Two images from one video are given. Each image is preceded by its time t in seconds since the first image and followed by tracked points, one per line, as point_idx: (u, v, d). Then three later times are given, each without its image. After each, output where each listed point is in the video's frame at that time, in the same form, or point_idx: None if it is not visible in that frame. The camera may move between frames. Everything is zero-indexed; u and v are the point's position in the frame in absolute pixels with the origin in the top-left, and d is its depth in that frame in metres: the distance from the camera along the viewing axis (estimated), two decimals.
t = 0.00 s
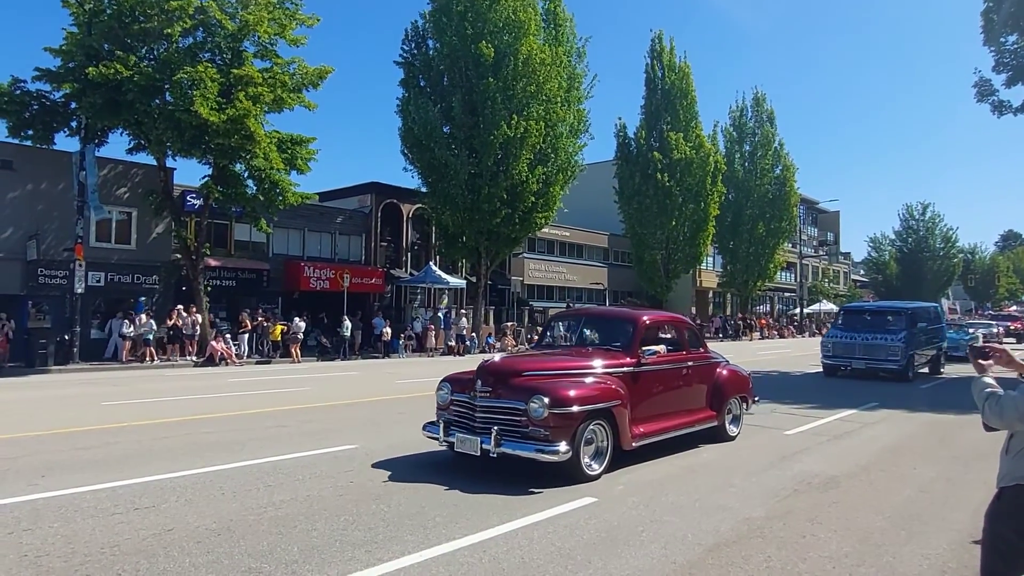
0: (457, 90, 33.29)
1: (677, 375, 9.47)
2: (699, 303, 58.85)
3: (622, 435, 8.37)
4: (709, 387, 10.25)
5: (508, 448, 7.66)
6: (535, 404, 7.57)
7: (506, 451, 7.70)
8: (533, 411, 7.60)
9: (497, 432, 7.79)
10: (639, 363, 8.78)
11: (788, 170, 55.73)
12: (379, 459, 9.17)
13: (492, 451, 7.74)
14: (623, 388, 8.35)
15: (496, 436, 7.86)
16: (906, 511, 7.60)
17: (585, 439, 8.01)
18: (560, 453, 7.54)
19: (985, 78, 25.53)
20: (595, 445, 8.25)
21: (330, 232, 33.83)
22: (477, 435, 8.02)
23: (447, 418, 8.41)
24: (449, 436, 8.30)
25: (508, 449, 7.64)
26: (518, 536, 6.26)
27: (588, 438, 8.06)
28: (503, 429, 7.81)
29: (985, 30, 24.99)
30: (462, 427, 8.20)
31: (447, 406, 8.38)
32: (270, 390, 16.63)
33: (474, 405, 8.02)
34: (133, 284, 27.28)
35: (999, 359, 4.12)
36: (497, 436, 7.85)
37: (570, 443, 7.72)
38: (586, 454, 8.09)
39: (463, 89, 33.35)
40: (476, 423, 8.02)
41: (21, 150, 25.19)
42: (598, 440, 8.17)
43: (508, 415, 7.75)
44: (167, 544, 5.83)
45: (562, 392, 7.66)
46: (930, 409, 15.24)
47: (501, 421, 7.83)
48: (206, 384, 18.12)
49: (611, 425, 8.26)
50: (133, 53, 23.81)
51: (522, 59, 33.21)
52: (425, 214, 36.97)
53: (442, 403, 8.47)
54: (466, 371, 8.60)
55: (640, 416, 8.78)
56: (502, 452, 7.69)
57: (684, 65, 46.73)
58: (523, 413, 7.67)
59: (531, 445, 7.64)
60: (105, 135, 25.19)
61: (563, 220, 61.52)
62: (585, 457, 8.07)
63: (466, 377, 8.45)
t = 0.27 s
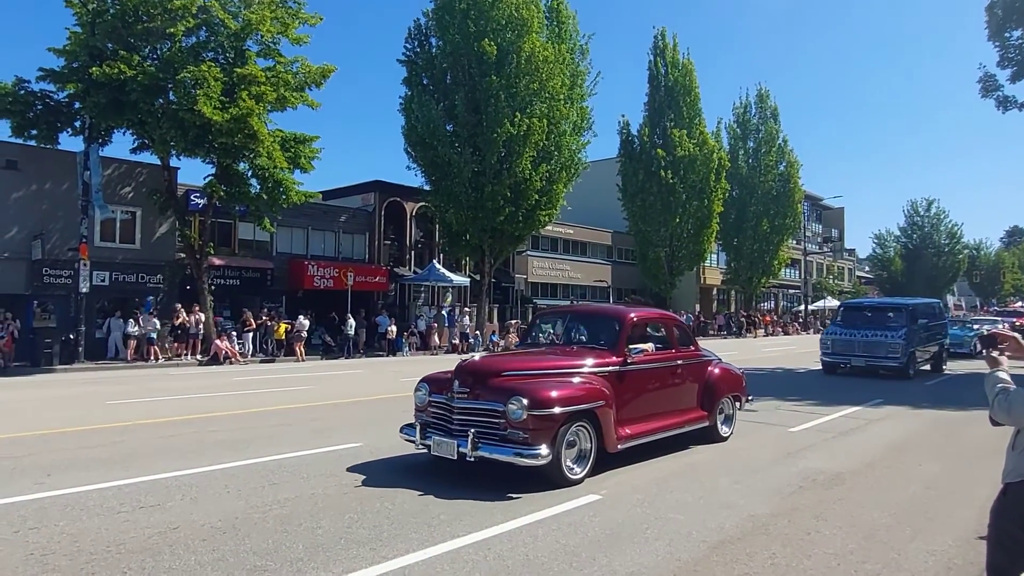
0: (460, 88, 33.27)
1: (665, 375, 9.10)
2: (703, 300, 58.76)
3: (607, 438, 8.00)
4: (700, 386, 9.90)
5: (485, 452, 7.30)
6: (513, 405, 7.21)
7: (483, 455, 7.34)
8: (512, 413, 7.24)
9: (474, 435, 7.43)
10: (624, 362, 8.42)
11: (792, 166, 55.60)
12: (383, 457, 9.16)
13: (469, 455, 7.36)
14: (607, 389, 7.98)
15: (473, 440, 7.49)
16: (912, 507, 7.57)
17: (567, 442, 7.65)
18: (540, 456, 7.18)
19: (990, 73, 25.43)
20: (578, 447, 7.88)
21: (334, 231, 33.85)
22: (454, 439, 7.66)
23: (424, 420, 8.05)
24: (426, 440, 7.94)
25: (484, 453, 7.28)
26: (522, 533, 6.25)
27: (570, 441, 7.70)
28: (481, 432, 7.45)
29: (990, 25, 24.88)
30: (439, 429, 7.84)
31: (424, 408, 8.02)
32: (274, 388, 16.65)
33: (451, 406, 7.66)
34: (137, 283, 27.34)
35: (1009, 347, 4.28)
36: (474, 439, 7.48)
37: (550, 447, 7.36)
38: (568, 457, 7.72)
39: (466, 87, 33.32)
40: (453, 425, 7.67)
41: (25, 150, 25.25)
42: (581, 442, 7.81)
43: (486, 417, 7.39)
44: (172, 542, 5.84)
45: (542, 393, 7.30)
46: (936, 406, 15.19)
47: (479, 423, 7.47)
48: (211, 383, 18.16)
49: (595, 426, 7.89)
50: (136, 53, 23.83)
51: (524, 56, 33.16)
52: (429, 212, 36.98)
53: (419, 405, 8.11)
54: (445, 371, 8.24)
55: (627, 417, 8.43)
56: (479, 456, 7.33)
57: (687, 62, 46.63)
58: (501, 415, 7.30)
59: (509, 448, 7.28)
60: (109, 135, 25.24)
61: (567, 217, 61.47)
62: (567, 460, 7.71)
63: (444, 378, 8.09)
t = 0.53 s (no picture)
0: (463, 86, 33.25)
1: (655, 373, 8.82)
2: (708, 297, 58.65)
3: (593, 439, 7.73)
4: (691, 385, 9.61)
5: (463, 455, 7.03)
6: (493, 406, 6.94)
7: (462, 458, 7.05)
8: (492, 414, 6.98)
9: (452, 437, 7.16)
10: (612, 361, 8.14)
11: (797, 162, 55.42)
12: (387, 455, 9.17)
13: (447, 458, 7.08)
14: (593, 389, 7.71)
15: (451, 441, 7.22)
16: (918, 503, 7.54)
17: (549, 444, 7.39)
18: (521, 459, 6.93)
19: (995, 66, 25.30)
20: (562, 449, 7.62)
21: (338, 230, 33.90)
22: (432, 440, 7.39)
23: (403, 422, 7.78)
24: (404, 441, 7.67)
25: (463, 455, 7.01)
26: (527, 530, 6.26)
27: (553, 443, 7.43)
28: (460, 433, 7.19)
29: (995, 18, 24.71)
30: (418, 431, 7.57)
31: (403, 408, 7.77)
32: (279, 387, 16.68)
33: (430, 406, 7.40)
34: (142, 283, 27.39)
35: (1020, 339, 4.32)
36: (453, 441, 7.21)
37: (532, 449, 7.09)
38: (550, 460, 7.45)
39: (469, 84, 33.28)
40: (432, 427, 7.41)
41: (29, 151, 25.31)
42: (565, 444, 7.55)
43: (466, 417, 7.13)
44: (179, 540, 5.86)
45: (523, 393, 7.04)
46: (941, 401, 15.14)
47: (459, 424, 7.20)
48: (217, 381, 18.23)
49: (580, 428, 7.63)
50: (140, 53, 23.88)
51: (527, 53, 33.10)
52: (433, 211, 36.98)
53: (399, 406, 7.85)
54: (426, 371, 7.97)
55: (614, 417, 8.18)
56: (457, 459, 7.05)
57: (690, 58, 46.50)
58: (482, 415, 7.03)
59: (489, 450, 7.00)
60: (113, 135, 25.29)
61: (570, 215, 61.42)
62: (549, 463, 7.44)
63: (425, 377, 7.82)
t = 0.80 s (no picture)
0: (470, 83, 33.21)
1: (647, 372, 8.53)
2: (716, 292, 58.47)
3: (580, 441, 7.45)
4: (685, 384, 9.32)
5: (444, 458, 6.76)
6: (474, 407, 6.67)
7: (443, 461, 6.79)
8: (473, 415, 6.71)
9: (433, 439, 6.90)
10: (601, 359, 7.86)
11: (806, 156, 55.14)
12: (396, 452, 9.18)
13: (426, 461, 6.82)
14: (580, 389, 7.44)
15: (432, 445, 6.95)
16: (928, 499, 7.50)
17: (535, 446, 7.12)
18: (504, 462, 6.66)
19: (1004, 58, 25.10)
20: (548, 451, 7.34)
21: (345, 228, 33.97)
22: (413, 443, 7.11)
23: (383, 423, 7.51)
24: (384, 444, 7.40)
25: (443, 459, 6.75)
26: (536, 527, 6.25)
27: (539, 445, 7.16)
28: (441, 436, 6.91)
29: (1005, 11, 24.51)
30: (398, 433, 7.30)
31: (385, 409, 7.49)
32: (287, 385, 16.74)
33: (411, 407, 7.13)
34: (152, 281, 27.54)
35: None
36: (433, 444, 6.94)
37: (515, 452, 6.83)
38: (536, 462, 7.18)
39: (476, 81, 33.25)
40: (412, 429, 7.13)
41: (39, 151, 25.46)
42: (550, 446, 7.29)
43: (447, 419, 6.86)
44: (190, 537, 5.89)
45: (506, 394, 6.78)
46: (951, 397, 15.04)
47: (440, 426, 6.93)
48: (227, 379, 18.32)
49: (566, 429, 7.36)
50: (148, 53, 23.96)
51: (534, 50, 33.06)
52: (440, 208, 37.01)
53: (380, 407, 7.58)
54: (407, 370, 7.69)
55: (605, 417, 7.91)
56: (437, 463, 6.78)
57: (697, 53, 46.31)
58: (463, 416, 6.77)
59: (470, 454, 6.73)
60: (122, 134, 25.41)
61: (578, 211, 61.35)
62: (534, 465, 7.17)
63: (407, 377, 7.56)
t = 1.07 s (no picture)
0: (477, 80, 33.18)
1: (639, 370, 8.25)
2: (726, 288, 58.25)
3: (567, 442, 7.16)
4: (680, 382, 9.03)
5: (422, 462, 6.49)
6: (453, 408, 6.41)
7: (422, 465, 6.52)
8: (452, 417, 6.44)
9: (411, 442, 6.63)
10: (590, 358, 7.61)
11: (815, 150, 54.81)
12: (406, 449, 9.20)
13: (405, 465, 6.57)
14: (568, 388, 7.17)
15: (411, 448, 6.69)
16: (941, 494, 7.44)
17: (519, 448, 6.85)
18: (485, 466, 6.39)
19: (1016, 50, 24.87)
20: (534, 454, 7.05)
21: (354, 226, 34.04)
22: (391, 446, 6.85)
23: (363, 426, 7.25)
24: (363, 448, 7.13)
25: (422, 463, 6.48)
26: (547, 523, 6.25)
27: (523, 447, 6.88)
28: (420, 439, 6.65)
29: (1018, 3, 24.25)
30: (377, 435, 7.04)
31: (365, 411, 7.24)
32: (297, 383, 16.81)
33: (390, 409, 6.86)
34: (163, 280, 27.68)
35: None
36: (412, 448, 6.67)
37: (497, 455, 6.55)
38: (520, 466, 6.90)
39: (483, 78, 33.21)
40: (391, 432, 6.87)
41: (50, 151, 25.62)
42: (536, 448, 7.00)
43: (426, 422, 6.59)
44: (204, 534, 5.93)
45: (488, 394, 6.52)
46: (964, 391, 14.93)
47: (419, 428, 6.67)
48: (238, 377, 18.44)
49: (553, 430, 7.08)
50: (157, 52, 24.05)
51: (541, 46, 33.00)
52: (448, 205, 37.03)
53: (360, 409, 7.32)
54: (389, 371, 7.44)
55: (596, 418, 7.66)
56: (415, 468, 6.52)
57: (706, 47, 46.10)
58: (442, 418, 6.49)
59: (450, 458, 6.46)
60: (132, 134, 25.55)
61: (586, 207, 61.27)
62: (519, 468, 6.89)
63: (388, 377, 7.30)
